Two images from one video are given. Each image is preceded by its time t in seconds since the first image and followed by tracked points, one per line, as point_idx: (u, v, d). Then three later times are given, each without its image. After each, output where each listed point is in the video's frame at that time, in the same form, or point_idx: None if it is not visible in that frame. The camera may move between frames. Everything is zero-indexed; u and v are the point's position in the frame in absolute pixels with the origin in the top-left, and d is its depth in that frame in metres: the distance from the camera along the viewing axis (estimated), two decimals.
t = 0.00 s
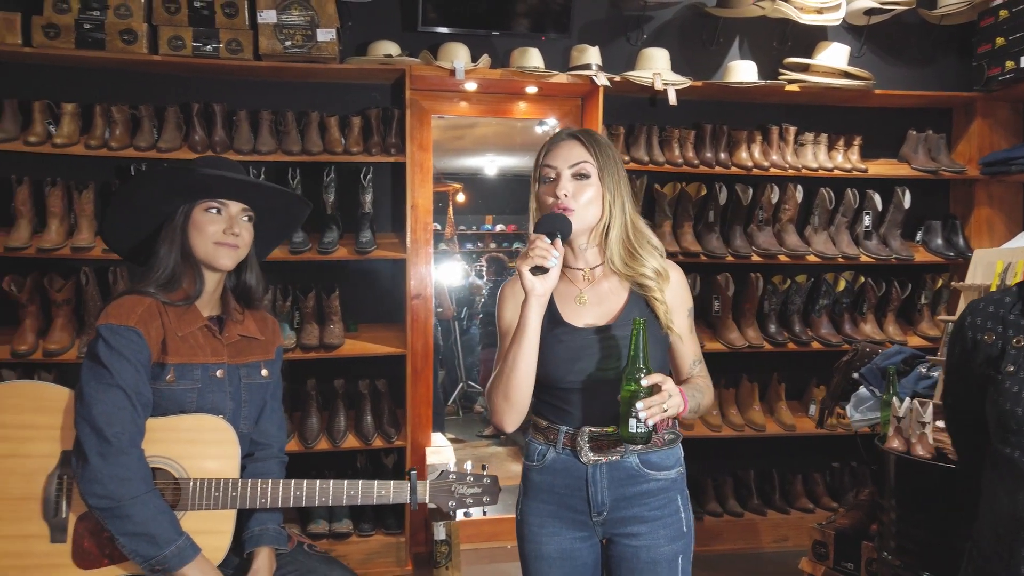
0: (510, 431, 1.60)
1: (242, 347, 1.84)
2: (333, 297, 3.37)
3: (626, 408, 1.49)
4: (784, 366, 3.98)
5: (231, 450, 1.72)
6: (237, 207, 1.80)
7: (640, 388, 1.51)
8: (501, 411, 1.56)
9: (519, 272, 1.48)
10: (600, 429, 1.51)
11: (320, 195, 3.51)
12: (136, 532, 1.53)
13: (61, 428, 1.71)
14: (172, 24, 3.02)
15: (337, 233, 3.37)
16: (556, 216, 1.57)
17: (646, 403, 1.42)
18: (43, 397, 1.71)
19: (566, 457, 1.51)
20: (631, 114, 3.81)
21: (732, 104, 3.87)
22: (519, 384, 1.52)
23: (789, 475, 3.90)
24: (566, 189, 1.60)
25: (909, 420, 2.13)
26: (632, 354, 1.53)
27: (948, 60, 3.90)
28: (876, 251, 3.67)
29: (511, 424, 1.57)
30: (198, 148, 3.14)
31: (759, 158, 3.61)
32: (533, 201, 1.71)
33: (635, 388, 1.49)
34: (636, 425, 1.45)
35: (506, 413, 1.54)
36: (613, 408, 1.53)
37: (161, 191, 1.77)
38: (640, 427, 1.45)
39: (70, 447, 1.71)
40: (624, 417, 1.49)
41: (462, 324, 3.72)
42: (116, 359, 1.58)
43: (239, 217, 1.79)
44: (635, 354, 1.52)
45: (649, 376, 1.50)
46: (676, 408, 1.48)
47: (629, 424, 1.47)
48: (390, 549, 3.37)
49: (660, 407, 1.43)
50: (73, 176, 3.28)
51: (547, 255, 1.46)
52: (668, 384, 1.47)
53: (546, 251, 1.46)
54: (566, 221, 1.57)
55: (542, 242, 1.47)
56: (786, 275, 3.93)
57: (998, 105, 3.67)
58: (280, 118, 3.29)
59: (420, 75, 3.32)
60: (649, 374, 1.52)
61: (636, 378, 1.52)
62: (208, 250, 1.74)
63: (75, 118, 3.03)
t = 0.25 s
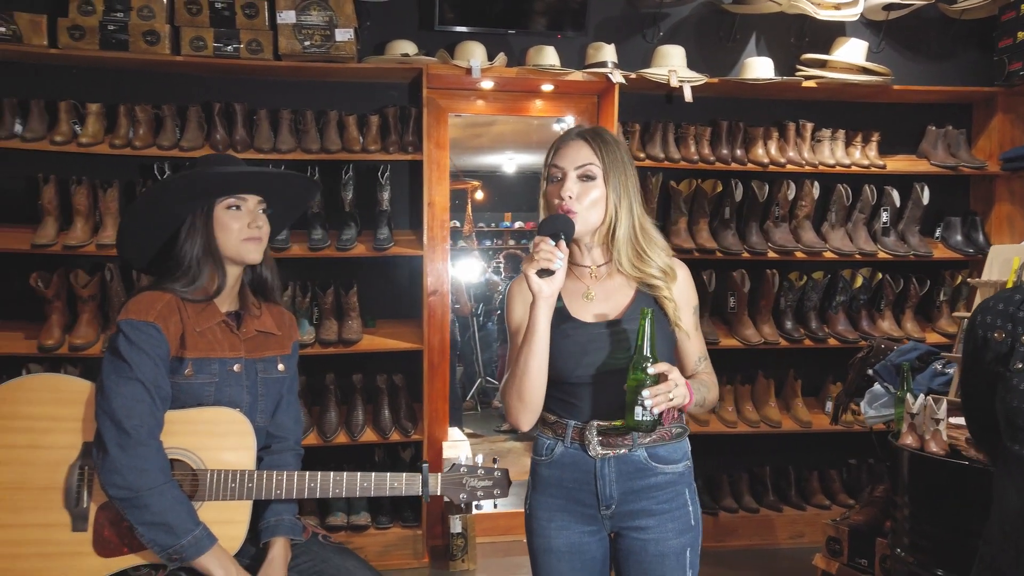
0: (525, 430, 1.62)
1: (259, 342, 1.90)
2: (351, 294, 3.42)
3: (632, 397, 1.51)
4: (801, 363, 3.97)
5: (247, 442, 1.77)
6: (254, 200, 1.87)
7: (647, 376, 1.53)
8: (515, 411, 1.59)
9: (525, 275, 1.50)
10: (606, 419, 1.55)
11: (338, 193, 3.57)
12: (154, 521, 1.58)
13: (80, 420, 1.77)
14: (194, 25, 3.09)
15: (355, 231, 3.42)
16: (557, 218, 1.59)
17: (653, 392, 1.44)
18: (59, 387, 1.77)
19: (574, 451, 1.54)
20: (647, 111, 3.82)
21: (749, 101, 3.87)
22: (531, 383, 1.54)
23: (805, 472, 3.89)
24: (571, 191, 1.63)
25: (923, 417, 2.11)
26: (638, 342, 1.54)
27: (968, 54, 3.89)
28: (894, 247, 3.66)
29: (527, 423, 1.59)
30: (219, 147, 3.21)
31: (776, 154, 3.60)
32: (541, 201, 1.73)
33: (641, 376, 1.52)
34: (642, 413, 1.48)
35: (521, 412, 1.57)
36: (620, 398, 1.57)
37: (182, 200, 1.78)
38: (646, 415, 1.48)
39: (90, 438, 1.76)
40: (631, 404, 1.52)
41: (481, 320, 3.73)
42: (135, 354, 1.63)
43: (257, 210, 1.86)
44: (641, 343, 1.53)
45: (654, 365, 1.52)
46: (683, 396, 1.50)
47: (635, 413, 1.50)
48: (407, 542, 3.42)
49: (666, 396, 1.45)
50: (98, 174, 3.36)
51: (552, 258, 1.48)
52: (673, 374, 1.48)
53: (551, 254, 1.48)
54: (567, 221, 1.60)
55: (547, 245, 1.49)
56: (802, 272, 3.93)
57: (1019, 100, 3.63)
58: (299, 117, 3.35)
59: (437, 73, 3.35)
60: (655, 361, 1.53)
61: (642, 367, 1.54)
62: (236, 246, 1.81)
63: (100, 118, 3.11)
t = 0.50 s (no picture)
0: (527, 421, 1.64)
1: (264, 336, 1.93)
2: (360, 289, 3.43)
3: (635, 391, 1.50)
4: (812, 359, 3.94)
5: (250, 435, 1.79)
6: (258, 196, 1.90)
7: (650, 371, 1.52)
8: (516, 401, 1.61)
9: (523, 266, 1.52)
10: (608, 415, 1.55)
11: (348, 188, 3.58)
12: (159, 513, 1.60)
13: (87, 413, 1.79)
14: (206, 22, 3.11)
15: (364, 226, 3.43)
16: (555, 209, 1.60)
17: (657, 385, 1.43)
18: (68, 381, 1.81)
19: (574, 444, 1.55)
20: (657, 106, 3.80)
21: (760, 95, 3.84)
22: (531, 374, 1.56)
23: (816, 469, 3.86)
24: (572, 186, 1.63)
25: (931, 412, 2.14)
26: (642, 336, 1.54)
27: (982, 47, 3.85)
28: (907, 242, 3.62)
29: (527, 414, 1.61)
30: (230, 143, 3.24)
31: (787, 149, 3.58)
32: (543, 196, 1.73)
33: (645, 371, 1.52)
34: (646, 407, 1.47)
35: (522, 403, 1.59)
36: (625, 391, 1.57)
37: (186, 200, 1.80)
38: (650, 408, 1.47)
39: (96, 431, 1.79)
40: (634, 399, 1.51)
41: (491, 315, 3.77)
42: (140, 347, 1.66)
43: (260, 206, 1.89)
44: (646, 336, 1.53)
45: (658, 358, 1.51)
46: (687, 390, 1.49)
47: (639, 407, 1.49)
48: (416, 536, 3.43)
49: (670, 389, 1.45)
50: (111, 170, 3.40)
51: (551, 247, 1.48)
52: (677, 367, 1.48)
53: (551, 243, 1.48)
54: (569, 211, 1.60)
55: (546, 234, 1.49)
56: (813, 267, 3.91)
57: None
58: (309, 113, 3.37)
59: (445, 68, 3.35)
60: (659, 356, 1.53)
61: (646, 360, 1.53)
62: (241, 244, 1.84)
63: (112, 115, 3.14)
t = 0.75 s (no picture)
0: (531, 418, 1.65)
1: (268, 330, 1.93)
2: (367, 284, 3.44)
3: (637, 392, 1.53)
4: (819, 354, 3.93)
5: (253, 429, 1.79)
6: (260, 194, 1.91)
7: (652, 371, 1.54)
8: (520, 399, 1.61)
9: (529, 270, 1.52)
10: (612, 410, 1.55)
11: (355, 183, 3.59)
12: (163, 506, 1.62)
13: (93, 406, 1.82)
14: (213, 18, 3.12)
15: (370, 222, 3.44)
16: (560, 212, 1.58)
17: (660, 385, 1.46)
18: (74, 375, 1.83)
19: (574, 437, 1.56)
20: (664, 100, 3.79)
21: (768, 89, 3.82)
22: (536, 375, 1.56)
23: (823, 464, 3.85)
24: (574, 186, 1.62)
25: (937, 407, 2.16)
26: (643, 337, 1.56)
27: (992, 40, 3.83)
28: (915, 237, 3.61)
29: (532, 412, 1.62)
30: (237, 139, 3.25)
31: (795, 143, 3.56)
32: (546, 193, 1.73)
33: (647, 372, 1.54)
34: (648, 408, 1.50)
35: (526, 402, 1.59)
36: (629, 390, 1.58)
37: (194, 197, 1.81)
38: (652, 409, 1.50)
39: (101, 425, 1.81)
40: (636, 399, 1.54)
41: (498, 311, 3.73)
42: (145, 341, 1.67)
43: (264, 203, 1.91)
44: (648, 336, 1.55)
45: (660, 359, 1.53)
46: (689, 389, 1.51)
47: (642, 407, 1.51)
48: (422, 530, 3.44)
49: (672, 389, 1.47)
50: (119, 166, 3.42)
51: (555, 253, 1.50)
52: (679, 367, 1.50)
53: (554, 249, 1.50)
54: (574, 215, 1.59)
55: (551, 239, 1.51)
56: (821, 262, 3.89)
57: None
58: (315, 108, 3.37)
59: (451, 64, 3.34)
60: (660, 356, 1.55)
61: (648, 361, 1.55)
62: (247, 243, 1.85)
63: (120, 111, 3.16)
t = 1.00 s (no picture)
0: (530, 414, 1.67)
1: (273, 327, 1.95)
2: (372, 282, 3.45)
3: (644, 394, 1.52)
4: (825, 352, 3.92)
5: (259, 425, 1.81)
6: (266, 192, 1.92)
7: (659, 372, 1.53)
8: (520, 396, 1.63)
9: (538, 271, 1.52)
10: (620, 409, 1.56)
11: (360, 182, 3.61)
12: (170, 501, 1.63)
13: (100, 402, 1.83)
14: (219, 18, 3.14)
15: (376, 220, 3.45)
16: (574, 215, 1.60)
17: (665, 387, 1.46)
18: (83, 372, 1.85)
19: (579, 435, 1.57)
20: (670, 98, 3.79)
21: (774, 87, 3.82)
22: (537, 373, 1.57)
23: (829, 463, 3.85)
24: (585, 179, 1.62)
25: (940, 406, 2.15)
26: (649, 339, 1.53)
27: (1000, 38, 3.81)
28: (921, 235, 3.59)
29: (531, 410, 1.63)
30: (244, 137, 3.27)
31: (800, 142, 3.55)
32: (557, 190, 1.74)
33: (653, 373, 1.53)
34: (654, 410, 1.49)
35: (525, 399, 1.61)
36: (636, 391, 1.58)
37: (202, 197, 1.83)
38: (658, 410, 1.50)
39: (109, 421, 1.83)
40: (641, 400, 1.53)
41: (505, 309, 3.70)
42: (152, 339, 1.69)
43: (269, 202, 1.92)
44: (654, 338, 1.53)
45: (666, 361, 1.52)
46: (695, 390, 1.51)
47: (648, 408, 1.51)
48: (427, 527, 3.46)
49: (678, 390, 1.47)
50: (127, 164, 3.45)
51: (565, 256, 1.49)
52: (685, 368, 1.49)
53: (565, 251, 1.49)
54: (587, 219, 1.60)
55: (562, 242, 1.50)
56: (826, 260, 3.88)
57: None
58: (322, 107, 3.39)
59: (457, 62, 3.35)
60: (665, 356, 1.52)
61: (654, 362, 1.54)
62: (251, 239, 1.87)
63: (128, 110, 3.18)
